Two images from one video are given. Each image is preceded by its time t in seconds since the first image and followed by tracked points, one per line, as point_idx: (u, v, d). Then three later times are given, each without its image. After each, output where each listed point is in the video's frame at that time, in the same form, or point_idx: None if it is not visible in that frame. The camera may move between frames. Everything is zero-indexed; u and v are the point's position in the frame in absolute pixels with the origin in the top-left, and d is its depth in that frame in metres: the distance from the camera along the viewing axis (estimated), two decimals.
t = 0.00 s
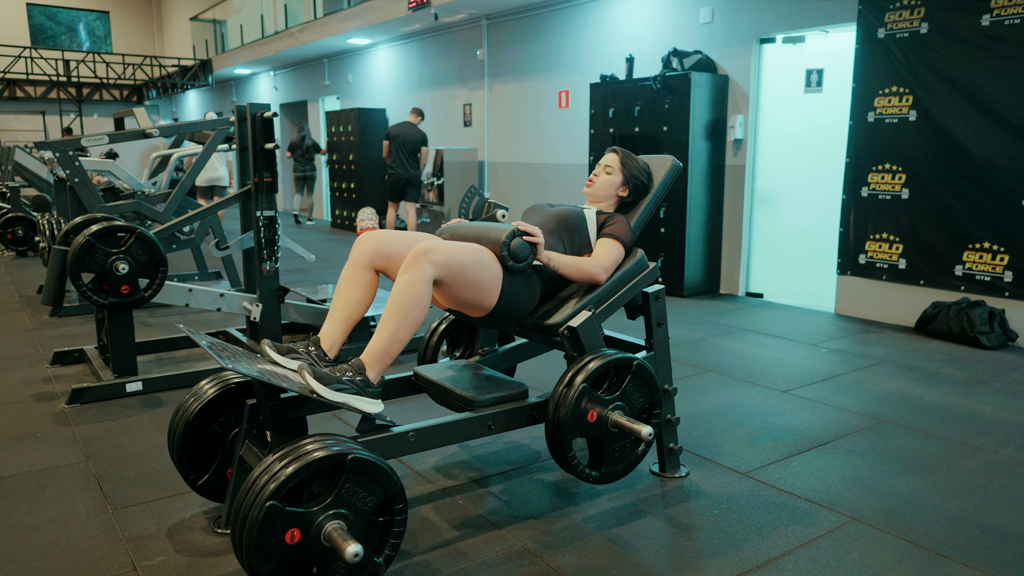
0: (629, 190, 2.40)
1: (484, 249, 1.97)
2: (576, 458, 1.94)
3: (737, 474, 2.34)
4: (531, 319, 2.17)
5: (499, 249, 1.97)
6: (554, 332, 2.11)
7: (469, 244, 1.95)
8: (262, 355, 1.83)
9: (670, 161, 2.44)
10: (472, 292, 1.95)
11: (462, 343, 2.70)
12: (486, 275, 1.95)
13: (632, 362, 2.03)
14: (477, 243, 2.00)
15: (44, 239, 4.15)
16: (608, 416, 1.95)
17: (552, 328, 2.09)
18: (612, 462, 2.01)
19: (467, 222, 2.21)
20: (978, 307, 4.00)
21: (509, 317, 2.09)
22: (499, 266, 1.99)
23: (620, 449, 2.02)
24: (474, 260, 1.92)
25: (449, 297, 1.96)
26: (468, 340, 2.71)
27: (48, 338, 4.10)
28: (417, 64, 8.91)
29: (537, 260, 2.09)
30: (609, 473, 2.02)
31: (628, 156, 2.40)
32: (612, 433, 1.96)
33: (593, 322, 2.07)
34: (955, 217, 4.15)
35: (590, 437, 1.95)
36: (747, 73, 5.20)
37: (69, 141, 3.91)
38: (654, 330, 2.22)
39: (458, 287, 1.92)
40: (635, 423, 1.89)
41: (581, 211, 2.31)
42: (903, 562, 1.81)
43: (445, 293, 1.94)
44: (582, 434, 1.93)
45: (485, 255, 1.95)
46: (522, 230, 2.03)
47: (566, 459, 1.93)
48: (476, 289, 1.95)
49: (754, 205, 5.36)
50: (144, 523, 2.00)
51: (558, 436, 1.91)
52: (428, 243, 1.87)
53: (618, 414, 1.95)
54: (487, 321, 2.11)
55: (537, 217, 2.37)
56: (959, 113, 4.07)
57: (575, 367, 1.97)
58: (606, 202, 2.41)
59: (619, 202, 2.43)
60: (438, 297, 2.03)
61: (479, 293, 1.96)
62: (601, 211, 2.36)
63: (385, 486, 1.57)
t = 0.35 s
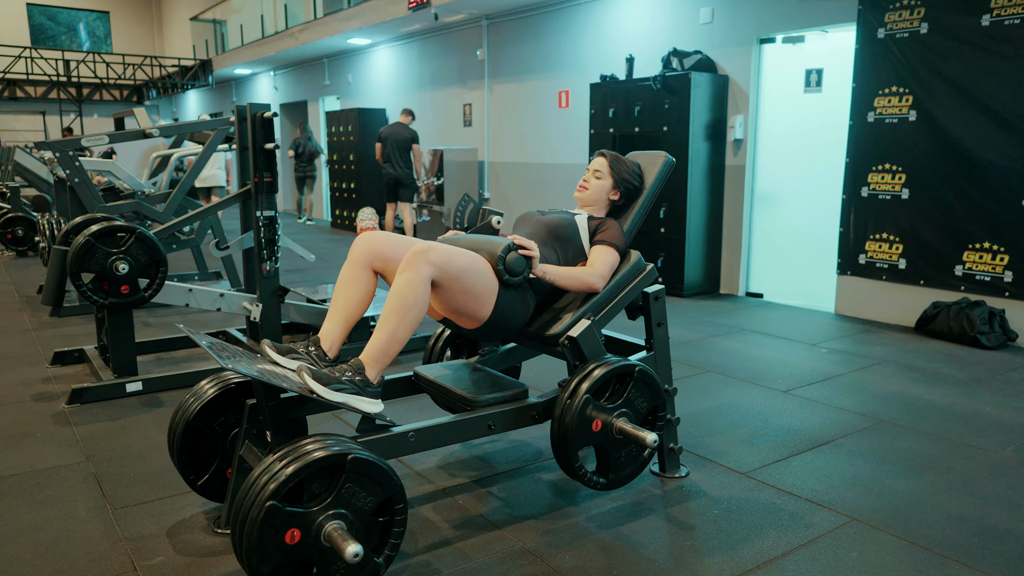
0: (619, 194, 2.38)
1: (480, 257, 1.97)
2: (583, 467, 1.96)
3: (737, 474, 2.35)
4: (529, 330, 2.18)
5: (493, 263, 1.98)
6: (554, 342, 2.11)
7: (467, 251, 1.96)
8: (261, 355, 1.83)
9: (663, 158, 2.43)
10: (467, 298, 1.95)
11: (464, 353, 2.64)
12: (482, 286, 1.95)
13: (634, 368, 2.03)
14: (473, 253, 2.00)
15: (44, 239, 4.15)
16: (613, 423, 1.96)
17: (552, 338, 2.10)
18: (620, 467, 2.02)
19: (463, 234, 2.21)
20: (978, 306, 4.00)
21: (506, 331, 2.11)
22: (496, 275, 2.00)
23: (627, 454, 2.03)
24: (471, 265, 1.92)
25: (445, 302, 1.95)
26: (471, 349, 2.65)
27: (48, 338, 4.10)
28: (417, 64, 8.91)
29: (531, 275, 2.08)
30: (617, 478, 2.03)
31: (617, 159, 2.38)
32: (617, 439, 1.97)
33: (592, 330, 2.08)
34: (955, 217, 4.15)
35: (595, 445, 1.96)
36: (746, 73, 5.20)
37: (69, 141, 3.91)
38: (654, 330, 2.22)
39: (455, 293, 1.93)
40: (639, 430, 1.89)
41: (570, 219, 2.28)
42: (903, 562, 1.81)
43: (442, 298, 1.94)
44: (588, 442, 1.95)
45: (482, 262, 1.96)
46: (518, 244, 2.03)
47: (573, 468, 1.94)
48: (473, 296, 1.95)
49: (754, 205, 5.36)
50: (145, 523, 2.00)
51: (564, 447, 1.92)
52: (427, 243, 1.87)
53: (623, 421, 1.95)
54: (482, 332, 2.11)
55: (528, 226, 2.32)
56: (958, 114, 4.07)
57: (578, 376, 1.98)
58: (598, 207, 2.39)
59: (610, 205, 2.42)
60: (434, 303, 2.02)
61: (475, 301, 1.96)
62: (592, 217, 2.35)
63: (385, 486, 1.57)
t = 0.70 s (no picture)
0: (608, 200, 2.38)
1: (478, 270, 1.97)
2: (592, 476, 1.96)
3: (737, 474, 2.35)
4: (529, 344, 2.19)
5: (489, 279, 1.97)
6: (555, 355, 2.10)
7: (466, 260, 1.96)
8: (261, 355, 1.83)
9: (653, 153, 2.42)
10: (463, 307, 1.94)
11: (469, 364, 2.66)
12: (479, 297, 1.95)
13: (638, 376, 2.03)
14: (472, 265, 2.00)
15: (43, 239, 4.15)
16: (620, 431, 1.97)
17: (552, 351, 2.09)
18: (631, 473, 2.02)
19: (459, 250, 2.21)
20: (978, 306, 4.00)
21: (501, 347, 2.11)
22: (489, 285, 1.98)
23: (637, 460, 2.03)
24: (470, 274, 1.92)
25: (441, 311, 1.95)
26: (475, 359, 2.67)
27: (48, 338, 4.11)
28: (417, 64, 8.90)
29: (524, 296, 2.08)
30: (628, 484, 2.03)
31: (605, 165, 2.39)
32: (624, 447, 1.98)
33: (592, 342, 2.07)
34: (955, 217, 4.15)
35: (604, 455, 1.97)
36: (746, 73, 5.20)
37: (69, 141, 3.91)
38: (654, 330, 2.23)
39: (450, 303, 1.92)
40: (646, 438, 1.90)
41: (560, 227, 2.29)
42: (903, 562, 1.81)
43: (440, 305, 1.93)
44: (597, 453, 1.95)
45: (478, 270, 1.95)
46: (513, 262, 2.03)
47: (585, 480, 1.95)
48: (469, 305, 1.94)
49: (754, 205, 5.36)
50: (145, 523, 2.00)
51: (573, 460, 1.93)
52: (432, 246, 1.87)
53: (629, 429, 1.96)
54: (475, 349, 2.10)
55: (518, 237, 2.32)
56: (958, 114, 4.07)
57: (584, 386, 1.99)
58: (586, 213, 2.39)
59: (599, 212, 2.42)
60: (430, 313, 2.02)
61: (471, 311, 1.95)
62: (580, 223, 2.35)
63: (385, 486, 1.56)
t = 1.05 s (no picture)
0: (602, 206, 2.36)
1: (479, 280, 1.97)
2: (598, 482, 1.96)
3: (737, 474, 2.34)
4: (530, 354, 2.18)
5: (489, 290, 1.97)
6: (555, 363, 2.09)
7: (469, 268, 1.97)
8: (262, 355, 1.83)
9: (644, 153, 2.42)
10: (462, 315, 1.93)
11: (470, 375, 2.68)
12: (478, 306, 1.94)
13: (641, 381, 2.03)
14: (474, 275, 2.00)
15: (43, 239, 4.15)
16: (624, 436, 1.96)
17: (554, 358, 2.08)
18: (638, 475, 2.02)
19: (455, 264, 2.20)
20: (978, 307, 4.00)
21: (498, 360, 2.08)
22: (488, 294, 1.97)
23: (644, 462, 2.02)
24: (472, 283, 1.92)
25: (439, 318, 1.94)
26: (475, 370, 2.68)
27: (48, 338, 4.11)
28: (417, 64, 8.90)
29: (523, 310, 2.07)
30: (635, 488, 2.03)
31: (597, 170, 2.36)
32: (629, 452, 1.97)
33: (593, 350, 2.06)
34: (955, 217, 4.15)
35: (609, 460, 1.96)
36: (746, 73, 5.20)
37: (69, 141, 3.91)
38: (654, 330, 2.23)
39: (450, 311, 1.91)
40: (651, 443, 1.90)
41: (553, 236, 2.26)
42: (903, 562, 1.81)
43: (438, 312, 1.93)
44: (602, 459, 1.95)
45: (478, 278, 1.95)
46: (512, 276, 2.02)
47: (592, 486, 1.95)
48: (465, 315, 1.93)
49: (754, 205, 5.36)
50: (144, 523, 2.00)
51: (579, 468, 1.92)
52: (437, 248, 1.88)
53: (634, 433, 1.96)
54: (471, 361, 2.08)
55: (511, 247, 2.29)
56: (959, 114, 4.07)
57: (589, 392, 1.98)
58: (580, 220, 2.37)
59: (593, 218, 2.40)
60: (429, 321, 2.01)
61: (469, 321, 1.94)
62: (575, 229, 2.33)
63: (385, 487, 1.56)
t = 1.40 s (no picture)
0: (610, 202, 2.38)
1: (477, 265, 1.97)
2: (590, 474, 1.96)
3: (737, 474, 2.35)
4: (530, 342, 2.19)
5: (489, 272, 1.98)
6: (554, 352, 2.10)
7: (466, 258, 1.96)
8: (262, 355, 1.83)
9: (654, 153, 2.42)
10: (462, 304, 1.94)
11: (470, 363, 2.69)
12: (478, 293, 1.95)
13: (638, 375, 2.04)
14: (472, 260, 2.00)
15: (44, 239, 4.15)
16: (618, 429, 1.97)
17: (551, 348, 2.10)
18: (630, 470, 2.02)
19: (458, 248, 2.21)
20: (978, 307, 4.00)
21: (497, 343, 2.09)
22: (490, 287, 1.98)
23: (636, 458, 2.02)
24: (470, 272, 1.92)
25: (440, 309, 1.95)
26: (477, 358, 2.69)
27: (48, 338, 4.10)
28: (417, 64, 8.90)
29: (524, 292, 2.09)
30: (626, 484, 2.03)
31: (608, 166, 2.37)
32: (622, 445, 1.98)
33: (592, 340, 2.07)
34: (955, 217, 4.15)
35: (602, 453, 1.97)
36: (746, 73, 5.20)
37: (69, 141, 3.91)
38: (654, 330, 2.23)
39: (449, 300, 1.92)
40: (644, 436, 1.91)
41: (562, 226, 2.27)
42: (903, 562, 1.81)
43: (438, 302, 1.93)
44: (594, 452, 1.95)
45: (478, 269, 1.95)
46: (513, 257, 2.04)
47: (582, 479, 1.95)
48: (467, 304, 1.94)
49: (754, 205, 5.36)
50: (145, 523, 2.00)
51: (570, 459, 1.93)
52: (428, 244, 1.87)
53: (628, 426, 1.97)
54: (474, 345, 2.09)
55: (519, 236, 2.31)
56: (958, 113, 4.07)
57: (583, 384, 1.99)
58: (589, 214, 2.38)
59: (601, 213, 2.41)
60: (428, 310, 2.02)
61: (470, 309, 1.96)
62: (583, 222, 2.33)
63: (385, 487, 1.57)
